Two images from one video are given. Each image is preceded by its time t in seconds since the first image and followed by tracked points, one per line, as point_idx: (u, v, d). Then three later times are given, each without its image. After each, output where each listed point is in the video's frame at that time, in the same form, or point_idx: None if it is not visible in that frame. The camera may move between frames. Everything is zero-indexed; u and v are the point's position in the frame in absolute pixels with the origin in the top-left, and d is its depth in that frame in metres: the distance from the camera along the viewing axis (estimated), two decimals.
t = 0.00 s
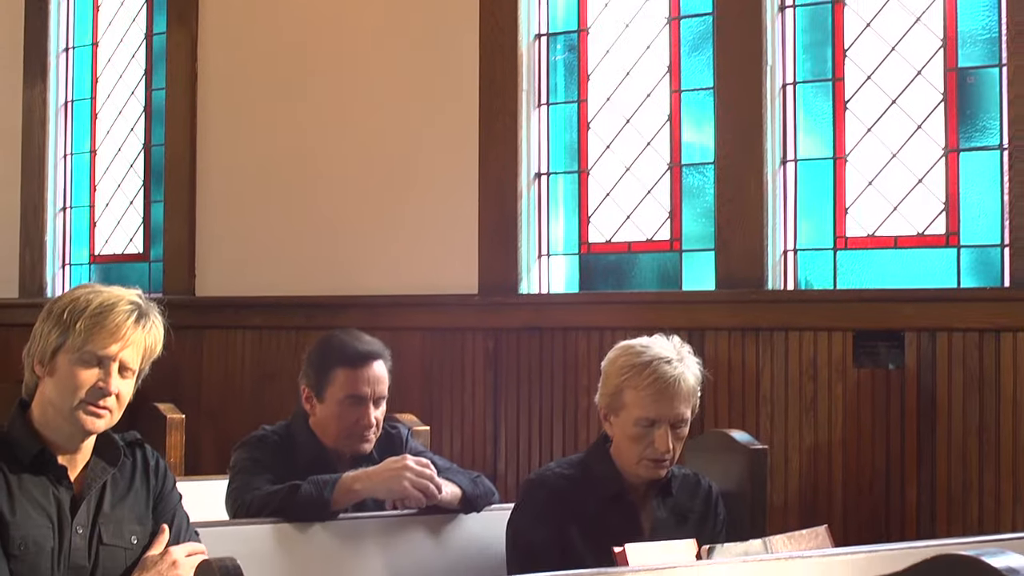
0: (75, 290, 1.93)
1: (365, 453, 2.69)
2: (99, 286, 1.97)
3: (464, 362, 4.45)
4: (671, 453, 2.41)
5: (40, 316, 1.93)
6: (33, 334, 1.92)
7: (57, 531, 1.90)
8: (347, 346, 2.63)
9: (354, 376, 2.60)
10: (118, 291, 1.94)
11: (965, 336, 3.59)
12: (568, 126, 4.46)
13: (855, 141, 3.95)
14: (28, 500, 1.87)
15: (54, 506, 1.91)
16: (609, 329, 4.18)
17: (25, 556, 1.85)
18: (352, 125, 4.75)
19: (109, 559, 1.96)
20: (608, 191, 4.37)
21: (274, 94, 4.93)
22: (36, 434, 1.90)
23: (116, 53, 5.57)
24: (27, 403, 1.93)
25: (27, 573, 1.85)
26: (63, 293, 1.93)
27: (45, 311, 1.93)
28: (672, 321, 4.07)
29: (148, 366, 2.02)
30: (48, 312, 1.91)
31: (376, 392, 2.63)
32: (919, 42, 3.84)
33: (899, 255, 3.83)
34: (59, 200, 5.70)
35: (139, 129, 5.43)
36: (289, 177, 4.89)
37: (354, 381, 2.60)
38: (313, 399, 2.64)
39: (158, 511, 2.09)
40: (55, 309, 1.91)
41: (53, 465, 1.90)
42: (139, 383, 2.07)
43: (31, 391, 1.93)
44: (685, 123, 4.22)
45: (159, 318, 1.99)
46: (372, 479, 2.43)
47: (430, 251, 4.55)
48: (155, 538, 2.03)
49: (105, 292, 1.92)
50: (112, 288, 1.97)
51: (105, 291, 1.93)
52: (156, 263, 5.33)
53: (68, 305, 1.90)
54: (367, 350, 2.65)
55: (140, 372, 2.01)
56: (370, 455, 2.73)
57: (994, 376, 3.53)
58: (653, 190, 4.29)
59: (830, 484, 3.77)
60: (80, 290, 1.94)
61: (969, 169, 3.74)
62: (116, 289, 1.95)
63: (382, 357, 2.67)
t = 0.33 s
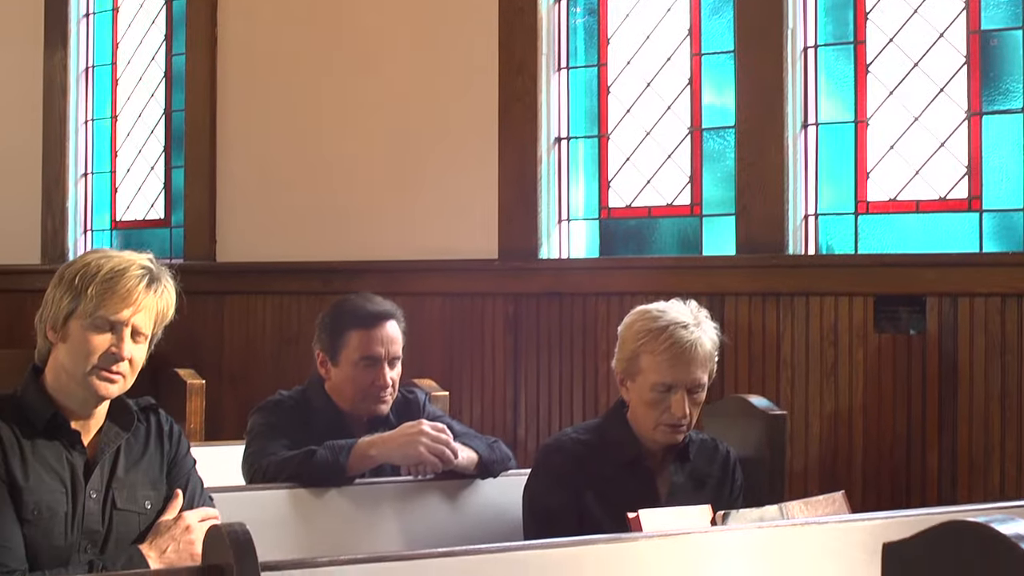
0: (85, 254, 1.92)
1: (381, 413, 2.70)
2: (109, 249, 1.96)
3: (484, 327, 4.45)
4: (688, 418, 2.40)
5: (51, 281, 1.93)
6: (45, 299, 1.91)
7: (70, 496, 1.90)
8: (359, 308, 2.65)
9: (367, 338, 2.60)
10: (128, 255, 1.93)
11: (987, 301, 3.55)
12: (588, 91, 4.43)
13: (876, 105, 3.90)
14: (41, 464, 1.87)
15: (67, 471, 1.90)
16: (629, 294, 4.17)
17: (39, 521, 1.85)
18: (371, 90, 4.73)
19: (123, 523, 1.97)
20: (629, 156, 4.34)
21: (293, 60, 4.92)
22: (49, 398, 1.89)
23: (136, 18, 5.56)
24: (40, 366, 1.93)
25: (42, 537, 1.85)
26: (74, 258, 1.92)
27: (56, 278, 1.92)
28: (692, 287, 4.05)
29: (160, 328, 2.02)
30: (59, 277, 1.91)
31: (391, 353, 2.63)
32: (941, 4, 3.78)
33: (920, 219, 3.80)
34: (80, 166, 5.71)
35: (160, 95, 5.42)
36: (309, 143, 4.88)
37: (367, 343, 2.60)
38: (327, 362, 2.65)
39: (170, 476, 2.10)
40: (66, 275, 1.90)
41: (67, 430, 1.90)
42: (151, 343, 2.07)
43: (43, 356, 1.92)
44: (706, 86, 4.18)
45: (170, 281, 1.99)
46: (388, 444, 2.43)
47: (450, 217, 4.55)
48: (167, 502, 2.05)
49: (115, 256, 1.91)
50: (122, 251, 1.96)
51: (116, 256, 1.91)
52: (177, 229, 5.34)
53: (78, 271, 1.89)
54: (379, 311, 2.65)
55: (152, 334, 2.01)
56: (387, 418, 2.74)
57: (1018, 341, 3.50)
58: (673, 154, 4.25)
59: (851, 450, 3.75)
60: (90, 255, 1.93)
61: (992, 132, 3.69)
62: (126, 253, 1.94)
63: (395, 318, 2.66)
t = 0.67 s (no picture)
0: (101, 223, 1.88)
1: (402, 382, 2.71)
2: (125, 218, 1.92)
3: (509, 296, 4.45)
4: (709, 387, 2.39)
5: (67, 250, 1.89)
6: (62, 269, 1.87)
7: (88, 464, 1.83)
8: (381, 275, 2.68)
9: (389, 305, 2.63)
10: (144, 223, 1.89)
11: (1014, 270, 3.52)
12: (613, 58, 4.40)
13: (903, 72, 3.85)
14: (58, 431, 1.80)
15: (85, 439, 1.84)
16: (653, 263, 4.15)
17: (55, 489, 1.78)
18: (394, 59, 4.72)
19: (142, 491, 1.88)
20: (653, 123, 4.30)
21: (317, 28, 4.91)
22: (67, 366, 1.83)
23: None
24: (57, 336, 1.88)
25: (58, 505, 1.78)
26: (90, 227, 1.89)
27: (73, 247, 1.89)
28: (716, 256, 4.03)
29: (179, 297, 1.98)
30: (75, 246, 1.87)
31: (412, 320, 2.66)
32: None
33: (947, 187, 3.76)
34: (106, 135, 5.74)
35: (185, 64, 5.42)
36: (333, 111, 4.88)
37: (389, 309, 2.63)
38: (349, 329, 2.68)
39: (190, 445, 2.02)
40: (82, 244, 1.86)
41: (85, 397, 1.83)
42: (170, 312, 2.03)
43: (61, 327, 1.88)
44: (732, 53, 4.14)
45: (188, 249, 1.94)
46: (408, 414, 2.44)
47: (473, 186, 4.53)
48: (188, 471, 1.96)
49: (131, 224, 1.87)
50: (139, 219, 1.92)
51: (131, 224, 1.87)
52: (202, 198, 5.35)
53: (94, 240, 1.86)
54: (401, 280, 2.68)
55: (170, 303, 1.97)
56: (406, 386, 2.75)
57: None
58: (698, 122, 4.22)
59: (876, 419, 3.73)
60: (106, 224, 1.89)
61: (1020, 99, 3.65)
62: (142, 221, 1.89)
63: (417, 287, 2.70)
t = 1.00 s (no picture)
0: (112, 196, 1.89)
1: (418, 355, 2.71)
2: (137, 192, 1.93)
3: (529, 269, 4.44)
4: (726, 360, 2.38)
5: (79, 224, 1.90)
6: (74, 243, 1.88)
7: (102, 435, 1.83)
8: (398, 248, 2.68)
9: (406, 279, 2.64)
10: (155, 195, 1.90)
11: None
12: (633, 30, 4.38)
13: (925, 43, 3.82)
14: (72, 403, 1.81)
15: (99, 411, 1.84)
16: (674, 236, 4.13)
17: (68, 461, 1.79)
18: (414, 31, 4.70)
19: (155, 463, 1.89)
20: (674, 95, 4.28)
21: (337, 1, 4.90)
22: (81, 339, 1.84)
23: None
24: (71, 310, 1.89)
25: (72, 477, 1.79)
26: (102, 200, 1.90)
27: (85, 220, 1.90)
28: (736, 228, 4.01)
29: (191, 270, 1.98)
30: (87, 219, 1.88)
31: (429, 294, 2.66)
32: None
33: (969, 158, 3.72)
34: (127, 108, 5.75)
35: (205, 37, 5.42)
36: (352, 84, 4.87)
37: (406, 283, 2.63)
38: (367, 301, 2.68)
39: (205, 417, 2.02)
40: (93, 217, 1.87)
41: (99, 369, 1.84)
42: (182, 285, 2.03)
43: (74, 301, 1.89)
44: (753, 24, 4.11)
45: (199, 222, 1.95)
46: (423, 386, 2.43)
47: (492, 159, 4.52)
48: (201, 443, 1.97)
49: (142, 197, 1.88)
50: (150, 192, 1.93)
51: (142, 197, 1.88)
52: (223, 171, 5.35)
53: (105, 212, 1.87)
54: (418, 253, 2.68)
55: (182, 276, 1.97)
56: (423, 358, 2.76)
57: None
58: (718, 94, 4.19)
59: (897, 392, 3.71)
60: (118, 196, 1.90)
61: None
62: (153, 193, 1.90)
63: (434, 261, 2.70)
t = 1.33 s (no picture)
0: (125, 181, 1.90)
1: (435, 343, 2.72)
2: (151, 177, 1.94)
3: (550, 256, 4.43)
4: (745, 347, 2.37)
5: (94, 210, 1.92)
6: (88, 229, 1.90)
7: (116, 422, 1.84)
8: (416, 235, 2.68)
9: (425, 266, 2.64)
10: (166, 179, 1.90)
11: None
12: (654, 15, 4.37)
13: (948, 27, 3.78)
14: (86, 389, 1.81)
15: (114, 398, 1.85)
16: (695, 223, 4.11)
17: (83, 447, 1.80)
18: (435, 17, 4.70)
19: (170, 450, 1.90)
20: (696, 81, 4.27)
21: None
22: (94, 325, 1.85)
23: None
24: (85, 296, 1.90)
25: (86, 464, 1.81)
26: (115, 186, 1.91)
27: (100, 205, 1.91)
28: (758, 215, 3.99)
29: (205, 256, 1.98)
30: (100, 205, 1.89)
31: (447, 281, 2.66)
32: None
33: (993, 144, 3.69)
34: (149, 95, 5.77)
35: (227, 23, 5.42)
36: (373, 70, 4.87)
37: (425, 271, 2.63)
38: (384, 288, 2.69)
39: (220, 404, 2.02)
40: (106, 202, 1.89)
41: (112, 354, 1.84)
42: (200, 273, 2.03)
43: (89, 287, 1.90)
44: (775, 9, 4.08)
45: (211, 207, 1.94)
46: (441, 374, 2.44)
47: (513, 145, 4.51)
48: (216, 431, 1.97)
49: (153, 181, 1.89)
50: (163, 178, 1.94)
51: (153, 181, 1.88)
52: (245, 158, 5.35)
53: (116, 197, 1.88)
54: (436, 240, 2.68)
55: (197, 262, 1.97)
56: (440, 345, 2.75)
57: None
58: (740, 79, 4.17)
59: (919, 379, 3.68)
60: (131, 182, 1.91)
61: None
62: (165, 178, 1.91)
63: (453, 248, 2.70)
